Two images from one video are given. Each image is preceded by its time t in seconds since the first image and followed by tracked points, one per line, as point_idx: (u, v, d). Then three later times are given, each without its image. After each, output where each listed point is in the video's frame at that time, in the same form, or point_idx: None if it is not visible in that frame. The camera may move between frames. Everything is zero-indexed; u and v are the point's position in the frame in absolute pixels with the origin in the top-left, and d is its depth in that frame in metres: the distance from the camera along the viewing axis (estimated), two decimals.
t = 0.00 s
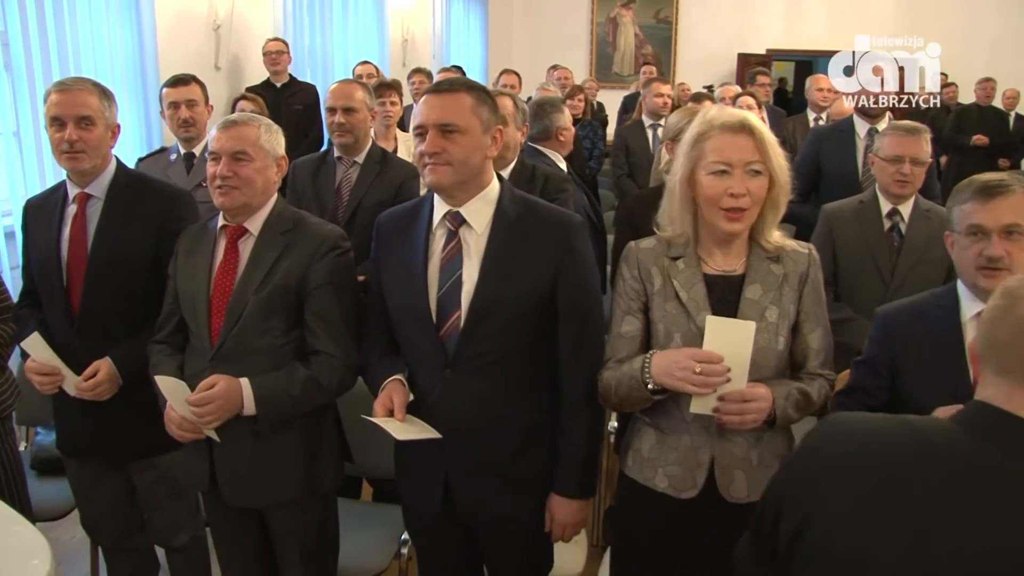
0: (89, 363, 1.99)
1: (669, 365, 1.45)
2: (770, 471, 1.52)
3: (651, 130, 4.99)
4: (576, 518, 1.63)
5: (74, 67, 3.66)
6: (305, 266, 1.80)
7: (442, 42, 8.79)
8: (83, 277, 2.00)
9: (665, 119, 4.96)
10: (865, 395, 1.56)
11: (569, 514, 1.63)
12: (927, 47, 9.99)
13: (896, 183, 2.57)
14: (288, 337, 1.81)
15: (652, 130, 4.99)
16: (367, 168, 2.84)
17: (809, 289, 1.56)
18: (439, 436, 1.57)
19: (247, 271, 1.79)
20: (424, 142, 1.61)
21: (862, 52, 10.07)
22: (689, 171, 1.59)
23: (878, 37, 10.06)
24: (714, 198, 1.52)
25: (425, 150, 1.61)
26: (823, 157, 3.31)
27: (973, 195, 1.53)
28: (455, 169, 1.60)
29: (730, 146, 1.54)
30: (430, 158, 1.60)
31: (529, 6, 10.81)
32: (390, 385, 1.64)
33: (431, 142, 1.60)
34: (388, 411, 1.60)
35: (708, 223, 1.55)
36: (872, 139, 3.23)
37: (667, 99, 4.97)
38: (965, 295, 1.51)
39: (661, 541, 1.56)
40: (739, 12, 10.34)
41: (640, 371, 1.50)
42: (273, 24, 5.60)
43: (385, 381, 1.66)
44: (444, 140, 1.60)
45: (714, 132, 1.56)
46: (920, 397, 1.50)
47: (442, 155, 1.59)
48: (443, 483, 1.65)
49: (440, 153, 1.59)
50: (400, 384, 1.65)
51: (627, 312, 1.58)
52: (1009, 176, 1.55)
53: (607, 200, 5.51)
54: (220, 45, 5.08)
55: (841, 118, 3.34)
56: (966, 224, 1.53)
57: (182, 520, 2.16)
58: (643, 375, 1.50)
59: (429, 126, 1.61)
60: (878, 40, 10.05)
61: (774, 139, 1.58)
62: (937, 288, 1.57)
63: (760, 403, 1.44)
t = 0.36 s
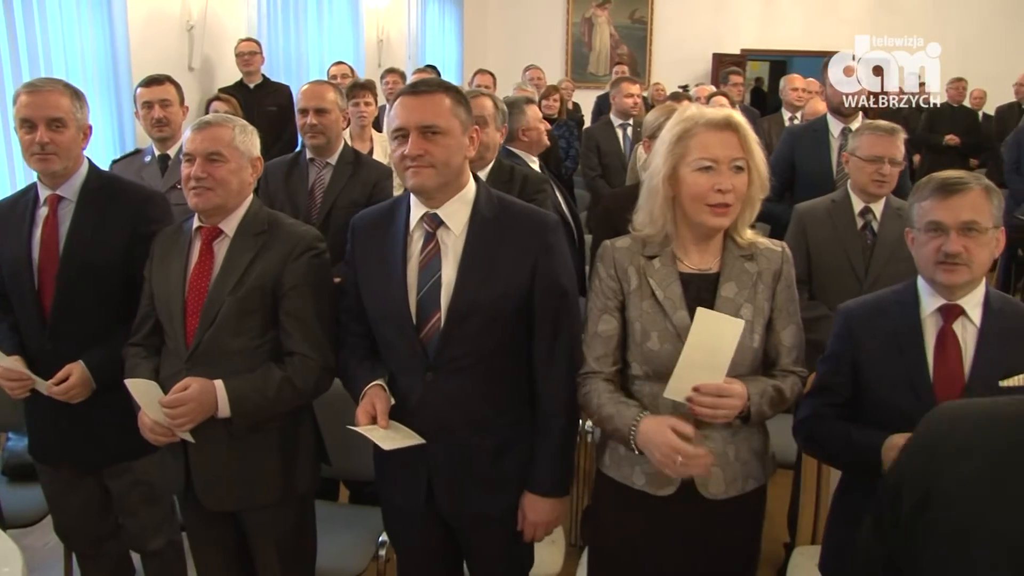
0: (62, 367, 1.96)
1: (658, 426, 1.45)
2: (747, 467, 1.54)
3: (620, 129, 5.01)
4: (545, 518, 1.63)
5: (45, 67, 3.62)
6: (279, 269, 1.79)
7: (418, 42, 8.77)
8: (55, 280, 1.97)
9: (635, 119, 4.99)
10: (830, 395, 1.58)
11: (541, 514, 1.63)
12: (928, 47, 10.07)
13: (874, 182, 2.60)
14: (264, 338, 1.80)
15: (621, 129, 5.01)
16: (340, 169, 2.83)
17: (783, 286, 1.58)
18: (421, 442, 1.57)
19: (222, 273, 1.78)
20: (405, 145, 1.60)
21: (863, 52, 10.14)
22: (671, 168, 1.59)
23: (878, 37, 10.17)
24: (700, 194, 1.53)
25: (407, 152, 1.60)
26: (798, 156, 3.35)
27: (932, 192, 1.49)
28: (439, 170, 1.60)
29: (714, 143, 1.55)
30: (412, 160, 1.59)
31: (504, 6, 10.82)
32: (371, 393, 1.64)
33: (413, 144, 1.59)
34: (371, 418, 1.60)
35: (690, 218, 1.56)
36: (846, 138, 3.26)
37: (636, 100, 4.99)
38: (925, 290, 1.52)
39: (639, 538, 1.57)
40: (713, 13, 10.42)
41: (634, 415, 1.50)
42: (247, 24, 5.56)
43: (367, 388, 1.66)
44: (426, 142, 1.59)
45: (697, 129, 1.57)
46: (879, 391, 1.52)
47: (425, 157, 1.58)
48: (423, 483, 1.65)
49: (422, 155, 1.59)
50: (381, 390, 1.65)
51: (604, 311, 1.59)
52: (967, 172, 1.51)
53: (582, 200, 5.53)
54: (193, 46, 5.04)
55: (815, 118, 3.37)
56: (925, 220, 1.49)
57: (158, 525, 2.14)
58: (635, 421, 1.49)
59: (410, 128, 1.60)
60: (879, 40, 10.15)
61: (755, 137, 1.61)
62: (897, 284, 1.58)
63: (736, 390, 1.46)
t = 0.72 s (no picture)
0: (33, 372, 1.93)
1: (659, 433, 1.47)
2: (720, 464, 1.56)
3: (592, 130, 5.02)
4: (536, 512, 1.65)
5: (12, 68, 3.56)
6: (253, 271, 1.78)
7: (392, 43, 8.75)
8: (25, 283, 1.94)
9: (607, 120, 5.01)
10: (800, 393, 1.60)
11: (530, 509, 1.64)
12: (927, 47, 10.19)
13: (850, 182, 2.63)
14: (239, 341, 1.79)
15: (593, 130, 5.03)
16: (312, 170, 2.82)
17: (755, 286, 1.60)
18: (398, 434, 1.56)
19: (196, 276, 1.76)
20: (391, 144, 1.60)
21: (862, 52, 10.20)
22: (646, 165, 1.60)
23: (878, 37, 10.20)
24: (675, 192, 1.54)
25: (391, 151, 1.59)
26: (771, 156, 3.39)
27: (899, 191, 1.53)
28: (423, 171, 1.60)
29: (688, 141, 1.57)
30: (398, 159, 1.58)
31: (478, 6, 10.82)
32: (345, 388, 1.64)
33: (399, 144, 1.58)
34: (345, 413, 1.61)
35: (665, 217, 1.57)
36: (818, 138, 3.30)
37: (611, 103, 5.01)
38: (891, 289, 1.55)
39: (617, 535, 1.58)
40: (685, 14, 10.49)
41: (633, 427, 1.49)
42: (219, 24, 5.51)
43: (341, 384, 1.65)
44: (411, 142, 1.59)
45: (673, 128, 1.59)
46: (845, 391, 1.55)
47: (409, 157, 1.58)
48: (400, 484, 1.65)
49: (407, 154, 1.58)
50: (356, 386, 1.64)
51: (579, 310, 1.60)
52: (933, 173, 1.55)
53: (556, 200, 5.55)
54: (164, 47, 4.99)
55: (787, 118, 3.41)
56: (892, 219, 1.53)
57: (131, 530, 2.11)
58: (636, 429, 1.49)
59: (395, 128, 1.59)
60: (878, 40, 10.18)
61: (728, 135, 1.62)
62: (865, 282, 1.61)
63: (703, 396, 1.46)
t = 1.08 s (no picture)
0: (3, 376, 1.91)
1: (636, 439, 1.48)
2: (694, 463, 1.58)
3: (567, 130, 5.04)
4: (511, 515, 1.66)
5: None
6: (228, 273, 1.77)
7: (367, 43, 8.71)
8: None
9: (582, 120, 5.03)
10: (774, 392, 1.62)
11: (505, 512, 1.66)
12: (928, 47, 10.25)
13: (828, 182, 2.67)
14: (214, 343, 1.78)
15: (569, 130, 5.04)
16: (284, 172, 2.81)
17: (729, 286, 1.62)
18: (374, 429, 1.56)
19: (170, 278, 1.75)
20: (360, 144, 1.60)
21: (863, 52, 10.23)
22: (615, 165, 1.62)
23: (878, 37, 10.23)
24: (639, 190, 1.56)
25: (363, 151, 1.60)
26: (745, 156, 3.43)
27: (871, 193, 1.55)
28: (394, 170, 1.60)
29: (653, 140, 1.58)
30: (369, 160, 1.59)
31: (453, 6, 10.83)
32: (322, 385, 1.63)
33: (368, 144, 1.59)
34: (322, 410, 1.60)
35: (633, 216, 1.59)
36: (791, 138, 3.33)
37: (586, 103, 5.03)
38: (865, 291, 1.57)
39: (593, 532, 1.59)
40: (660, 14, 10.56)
41: (610, 430, 1.51)
42: (192, 25, 5.47)
43: (317, 382, 1.65)
44: (382, 142, 1.59)
45: (639, 127, 1.61)
46: (820, 391, 1.56)
47: (379, 157, 1.59)
48: (375, 484, 1.66)
49: (377, 155, 1.59)
50: (332, 383, 1.64)
51: (554, 309, 1.61)
52: (903, 174, 1.58)
53: (532, 201, 5.56)
54: (137, 47, 4.94)
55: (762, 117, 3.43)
56: (865, 222, 1.55)
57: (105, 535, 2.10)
58: (613, 434, 1.50)
59: (366, 129, 1.60)
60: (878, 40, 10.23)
61: (697, 135, 1.63)
62: (838, 283, 1.63)
63: (679, 400, 1.48)
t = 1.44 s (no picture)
0: None
1: (606, 449, 1.49)
2: (668, 463, 1.59)
3: (544, 130, 5.04)
4: (485, 519, 1.67)
5: None
6: (203, 275, 1.77)
7: (343, 43, 8.68)
8: None
9: (559, 120, 5.03)
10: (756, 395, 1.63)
11: (479, 515, 1.67)
12: (928, 47, 10.24)
13: (804, 182, 2.71)
14: (189, 346, 1.77)
15: (545, 130, 5.04)
16: (257, 174, 2.80)
17: (703, 286, 1.62)
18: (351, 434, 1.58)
19: (145, 280, 1.75)
20: (327, 147, 1.61)
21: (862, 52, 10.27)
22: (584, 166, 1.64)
23: (878, 37, 10.28)
24: (604, 191, 1.58)
25: (329, 154, 1.61)
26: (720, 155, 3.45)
27: (851, 195, 1.56)
28: (360, 173, 1.61)
29: (619, 141, 1.60)
30: (336, 162, 1.60)
31: (429, 6, 10.81)
32: (295, 388, 1.64)
33: (334, 147, 1.60)
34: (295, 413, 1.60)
35: (600, 216, 1.61)
36: (765, 137, 3.35)
37: (563, 103, 5.01)
38: (847, 293, 1.57)
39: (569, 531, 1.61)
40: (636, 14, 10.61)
41: (584, 437, 1.51)
42: (165, 25, 5.42)
43: (291, 384, 1.65)
44: (348, 144, 1.60)
45: (608, 127, 1.63)
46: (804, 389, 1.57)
47: (345, 160, 1.59)
48: (350, 486, 1.66)
49: (343, 157, 1.60)
50: (306, 386, 1.64)
51: (528, 308, 1.62)
52: (883, 175, 1.58)
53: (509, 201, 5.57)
54: (109, 48, 4.90)
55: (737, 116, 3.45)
56: (845, 225, 1.55)
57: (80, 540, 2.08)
58: (584, 448, 1.51)
59: (332, 130, 1.61)
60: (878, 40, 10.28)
61: (667, 135, 1.64)
62: (821, 286, 1.64)
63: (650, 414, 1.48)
